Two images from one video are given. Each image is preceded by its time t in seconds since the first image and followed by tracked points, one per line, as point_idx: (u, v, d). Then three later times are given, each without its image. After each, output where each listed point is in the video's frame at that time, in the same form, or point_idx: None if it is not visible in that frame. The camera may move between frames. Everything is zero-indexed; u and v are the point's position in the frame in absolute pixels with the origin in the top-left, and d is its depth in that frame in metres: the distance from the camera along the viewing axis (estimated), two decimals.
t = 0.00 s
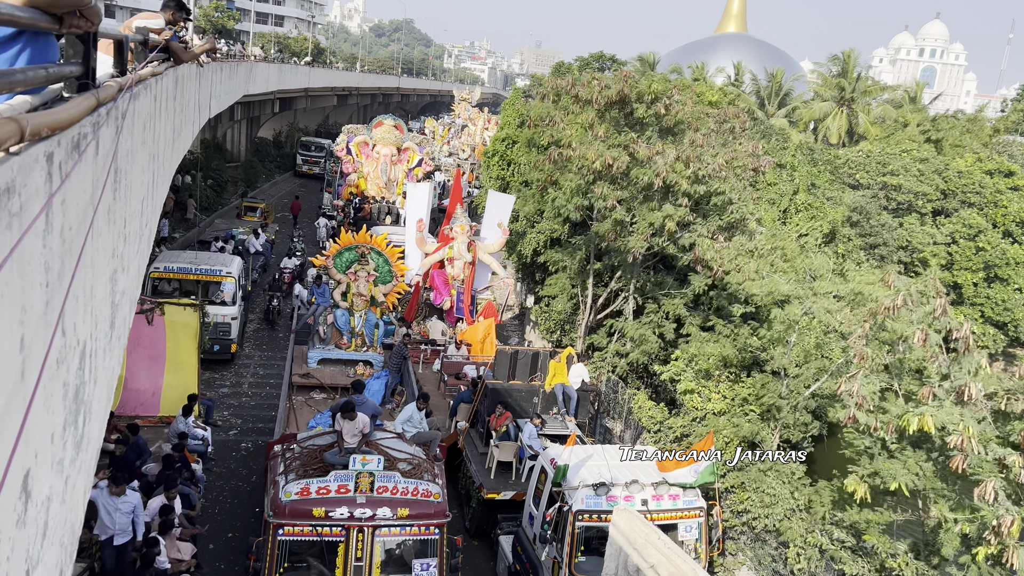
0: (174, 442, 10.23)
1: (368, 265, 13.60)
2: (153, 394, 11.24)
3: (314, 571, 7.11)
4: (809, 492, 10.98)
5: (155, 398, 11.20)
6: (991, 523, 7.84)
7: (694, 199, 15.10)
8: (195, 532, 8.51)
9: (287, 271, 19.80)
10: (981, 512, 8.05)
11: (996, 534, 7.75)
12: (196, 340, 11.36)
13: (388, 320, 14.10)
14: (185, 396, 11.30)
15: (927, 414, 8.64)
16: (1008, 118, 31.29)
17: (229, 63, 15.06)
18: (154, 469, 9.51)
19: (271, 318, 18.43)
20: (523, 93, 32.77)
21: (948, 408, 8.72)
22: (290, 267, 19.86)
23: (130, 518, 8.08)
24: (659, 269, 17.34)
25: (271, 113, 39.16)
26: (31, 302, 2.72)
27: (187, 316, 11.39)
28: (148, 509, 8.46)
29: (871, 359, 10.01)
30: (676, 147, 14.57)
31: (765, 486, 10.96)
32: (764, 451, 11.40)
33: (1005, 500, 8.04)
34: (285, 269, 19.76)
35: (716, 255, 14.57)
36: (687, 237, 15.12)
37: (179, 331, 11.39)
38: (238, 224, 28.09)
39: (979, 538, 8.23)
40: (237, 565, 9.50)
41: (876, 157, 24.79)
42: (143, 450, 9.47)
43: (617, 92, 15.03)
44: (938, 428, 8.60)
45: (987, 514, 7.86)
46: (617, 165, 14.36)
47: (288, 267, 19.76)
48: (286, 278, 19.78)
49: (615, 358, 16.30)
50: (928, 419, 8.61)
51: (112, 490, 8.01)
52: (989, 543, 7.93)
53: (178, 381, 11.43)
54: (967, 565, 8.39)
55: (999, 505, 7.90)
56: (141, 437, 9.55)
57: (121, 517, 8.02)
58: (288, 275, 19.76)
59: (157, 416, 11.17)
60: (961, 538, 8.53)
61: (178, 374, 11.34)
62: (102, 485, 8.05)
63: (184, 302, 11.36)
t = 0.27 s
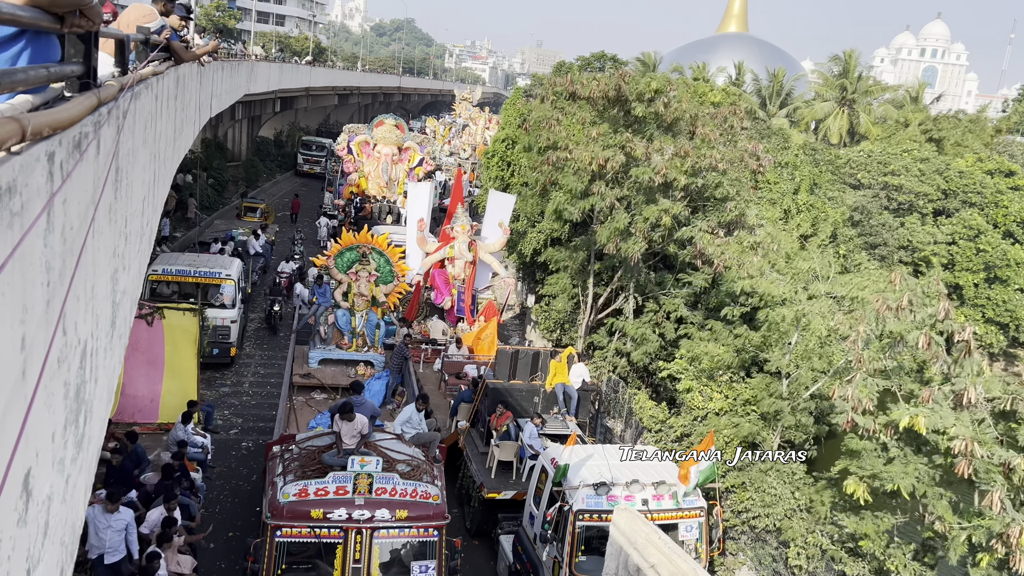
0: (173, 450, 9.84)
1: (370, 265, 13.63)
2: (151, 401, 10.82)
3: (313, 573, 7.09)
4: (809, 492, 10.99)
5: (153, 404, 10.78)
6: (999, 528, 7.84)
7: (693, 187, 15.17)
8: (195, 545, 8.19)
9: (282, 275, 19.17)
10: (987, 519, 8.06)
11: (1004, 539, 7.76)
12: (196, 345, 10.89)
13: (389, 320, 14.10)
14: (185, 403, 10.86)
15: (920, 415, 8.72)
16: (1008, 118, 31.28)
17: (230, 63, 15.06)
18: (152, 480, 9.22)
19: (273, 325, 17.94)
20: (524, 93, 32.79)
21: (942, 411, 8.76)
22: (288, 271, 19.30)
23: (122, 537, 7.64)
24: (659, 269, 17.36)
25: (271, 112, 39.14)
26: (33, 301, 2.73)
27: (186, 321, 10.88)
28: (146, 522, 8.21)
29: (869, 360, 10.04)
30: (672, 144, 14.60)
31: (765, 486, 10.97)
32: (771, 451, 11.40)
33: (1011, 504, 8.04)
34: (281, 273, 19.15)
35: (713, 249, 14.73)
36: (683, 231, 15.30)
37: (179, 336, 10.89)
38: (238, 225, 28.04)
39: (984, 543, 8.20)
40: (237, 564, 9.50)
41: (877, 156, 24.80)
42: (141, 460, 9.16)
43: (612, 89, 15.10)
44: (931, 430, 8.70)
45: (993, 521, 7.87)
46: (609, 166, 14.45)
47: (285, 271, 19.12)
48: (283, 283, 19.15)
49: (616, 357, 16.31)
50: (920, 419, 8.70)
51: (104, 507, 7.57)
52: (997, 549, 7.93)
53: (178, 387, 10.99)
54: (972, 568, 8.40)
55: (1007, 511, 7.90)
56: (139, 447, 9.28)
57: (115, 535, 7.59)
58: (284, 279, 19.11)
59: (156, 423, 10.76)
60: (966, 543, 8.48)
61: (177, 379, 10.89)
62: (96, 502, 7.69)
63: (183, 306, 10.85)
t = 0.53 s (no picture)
0: (173, 458, 9.64)
1: (370, 265, 13.64)
2: (150, 407, 10.43)
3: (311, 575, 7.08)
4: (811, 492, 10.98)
5: (152, 411, 10.39)
6: (1003, 534, 7.81)
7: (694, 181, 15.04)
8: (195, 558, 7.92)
9: (281, 277, 18.69)
10: (991, 524, 8.03)
11: (1011, 547, 7.72)
12: (196, 351, 10.48)
13: (390, 320, 14.09)
14: (185, 409, 10.48)
15: (920, 420, 8.71)
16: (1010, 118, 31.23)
17: (231, 62, 15.08)
18: (151, 489, 9.05)
19: (274, 331, 17.58)
20: (525, 92, 32.77)
21: (945, 414, 8.73)
22: (287, 275, 18.83)
23: (116, 552, 7.49)
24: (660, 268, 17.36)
25: (272, 111, 39.10)
26: (34, 300, 2.74)
27: (185, 327, 10.46)
28: (145, 535, 8.13)
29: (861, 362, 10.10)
30: (673, 138, 14.51)
31: (767, 484, 10.99)
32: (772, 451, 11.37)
33: (1016, 509, 8.01)
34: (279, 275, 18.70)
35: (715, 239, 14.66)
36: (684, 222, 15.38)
37: (177, 341, 10.47)
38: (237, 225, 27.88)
39: (988, 547, 8.17)
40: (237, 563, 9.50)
41: (878, 156, 24.82)
42: (140, 467, 9.16)
43: (612, 90, 15.13)
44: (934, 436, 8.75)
45: (998, 527, 7.84)
46: (610, 157, 14.45)
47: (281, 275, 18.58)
48: (281, 285, 18.66)
49: (616, 357, 16.32)
50: (920, 424, 8.71)
51: (97, 522, 7.48)
52: (1001, 554, 7.91)
53: (178, 393, 10.60)
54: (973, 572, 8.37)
55: (1015, 517, 7.88)
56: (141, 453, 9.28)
57: (108, 552, 7.45)
58: (283, 280, 18.64)
59: (155, 431, 10.37)
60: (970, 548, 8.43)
61: (175, 386, 10.50)
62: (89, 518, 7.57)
63: (181, 311, 10.40)
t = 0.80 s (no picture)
0: (172, 467, 9.58)
1: (371, 264, 13.64)
2: (148, 414, 10.36)
3: None
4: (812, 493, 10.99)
5: (151, 417, 10.34)
6: (1007, 536, 7.80)
7: (692, 174, 14.96)
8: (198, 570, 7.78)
9: (278, 281, 18.25)
10: (995, 526, 8.02)
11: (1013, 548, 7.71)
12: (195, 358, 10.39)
13: (391, 319, 14.09)
14: (184, 416, 10.45)
15: (932, 427, 8.62)
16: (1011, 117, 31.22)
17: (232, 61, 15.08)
18: (149, 499, 8.91)
19: (274, 336, 17.23)
20: (525, 91, 32.77)
21: (949, 416, 8.70)
22: (284, 279, 18.36)
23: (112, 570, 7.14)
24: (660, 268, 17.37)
25: (273, 110, 39.07)
26: (35, 299, 2.74)
27: (183, 332, 10.39)
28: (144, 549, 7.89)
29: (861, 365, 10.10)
30: (673, 134, 14.57)
31: (769, 483, 11.00)
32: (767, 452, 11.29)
33: (1019, 510, 8.00)
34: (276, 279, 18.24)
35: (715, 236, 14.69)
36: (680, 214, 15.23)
37: (176, 347, 10.41)
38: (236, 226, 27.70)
39: (990, 549, 8.17)
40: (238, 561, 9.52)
41: (879, 156, 24.84)
42: (138, 477, 9.07)
43: (612, 89, 15.14)
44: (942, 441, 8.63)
45: (1002, 528, 7.83)
46: (614, 142, 14.40)
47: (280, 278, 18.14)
48: (278, 289, 18.22)
49: (617, 356, 16.33)
50: (930, 432, 8.63)
51: (90, 540, 7.08)
52: (1003, 556, 7.90)
53: (176, 399, 10.53)
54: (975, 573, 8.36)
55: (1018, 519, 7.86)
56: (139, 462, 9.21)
57: (103, 570, 7.08)
58: (280, 284, 18.19)
59: (152, 438, 10.33)
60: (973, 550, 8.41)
61: (174, 391, 10.47)
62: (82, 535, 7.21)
63: (180, 317, 10.36)
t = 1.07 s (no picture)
0: (171, 476, 9.37)
1: (371, 263, 13.60)
2: (145, 421, 10.00)
3: None
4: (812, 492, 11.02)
5: (147, 424, 9.95)
6: (1006, 536, 7.79)
7: (687, 176, 15.02)
8: None
9: (275, 284, 17.72)
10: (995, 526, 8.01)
11: (1011, 548, 7.70)
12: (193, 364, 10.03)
13: (391, 319, 14.06)
14: (181, 423, 10.03)
15: (930, 421, 8.60)
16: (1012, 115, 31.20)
17: (231, 60, 15.07)
18: (148, 504, 8.73)
19: (273, 343, 16.76)
20: (525, 90, 32.74)
21: (950, 414, 8.66)
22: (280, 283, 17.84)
23: None
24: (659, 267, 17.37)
25: (273, 109, 39.04)
26: (35, 297, 2.74)
27: (182, 336, 9.99)
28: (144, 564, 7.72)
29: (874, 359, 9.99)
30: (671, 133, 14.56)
31: (767, 482, 11.01)
32: (757, 452, 11.36)
33: (1018, 511, 8.00)
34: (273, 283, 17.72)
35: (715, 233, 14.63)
36: (673, 207, 15.05)
37: (174, 351, 9.99)
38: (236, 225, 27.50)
39: (990, 549, 8.16)
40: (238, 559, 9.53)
41: (879, 155, 24.88)
42: (136, 487, 8.82)
43: (611, 88, 15.14)
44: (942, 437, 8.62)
45: (1000, 528, 7.83)
46: (616, 144, 14.30)
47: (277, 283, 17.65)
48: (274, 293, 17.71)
49: (616, 355, 16.34)
50: (929, 427, 8.59)
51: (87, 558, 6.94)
52: (1004, 556, 7.89)
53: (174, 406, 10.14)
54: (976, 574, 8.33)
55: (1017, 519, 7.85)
56: (135, 471, 8.91)
57: None
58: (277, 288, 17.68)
59: (150, 445, 9.95)
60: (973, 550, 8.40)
61: (172, 397, 10.04)
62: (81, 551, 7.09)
63: (178, 320, 9.93)
